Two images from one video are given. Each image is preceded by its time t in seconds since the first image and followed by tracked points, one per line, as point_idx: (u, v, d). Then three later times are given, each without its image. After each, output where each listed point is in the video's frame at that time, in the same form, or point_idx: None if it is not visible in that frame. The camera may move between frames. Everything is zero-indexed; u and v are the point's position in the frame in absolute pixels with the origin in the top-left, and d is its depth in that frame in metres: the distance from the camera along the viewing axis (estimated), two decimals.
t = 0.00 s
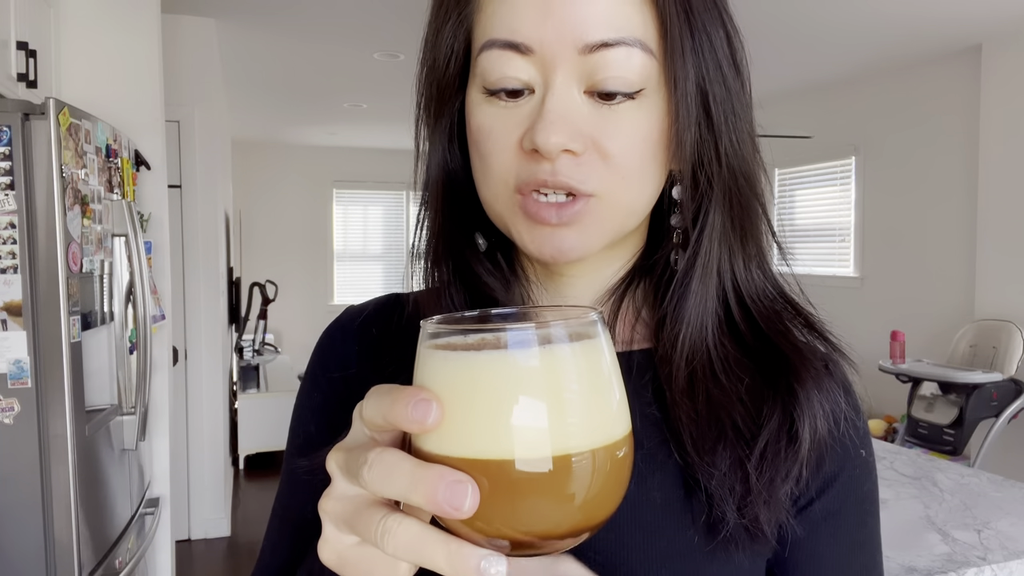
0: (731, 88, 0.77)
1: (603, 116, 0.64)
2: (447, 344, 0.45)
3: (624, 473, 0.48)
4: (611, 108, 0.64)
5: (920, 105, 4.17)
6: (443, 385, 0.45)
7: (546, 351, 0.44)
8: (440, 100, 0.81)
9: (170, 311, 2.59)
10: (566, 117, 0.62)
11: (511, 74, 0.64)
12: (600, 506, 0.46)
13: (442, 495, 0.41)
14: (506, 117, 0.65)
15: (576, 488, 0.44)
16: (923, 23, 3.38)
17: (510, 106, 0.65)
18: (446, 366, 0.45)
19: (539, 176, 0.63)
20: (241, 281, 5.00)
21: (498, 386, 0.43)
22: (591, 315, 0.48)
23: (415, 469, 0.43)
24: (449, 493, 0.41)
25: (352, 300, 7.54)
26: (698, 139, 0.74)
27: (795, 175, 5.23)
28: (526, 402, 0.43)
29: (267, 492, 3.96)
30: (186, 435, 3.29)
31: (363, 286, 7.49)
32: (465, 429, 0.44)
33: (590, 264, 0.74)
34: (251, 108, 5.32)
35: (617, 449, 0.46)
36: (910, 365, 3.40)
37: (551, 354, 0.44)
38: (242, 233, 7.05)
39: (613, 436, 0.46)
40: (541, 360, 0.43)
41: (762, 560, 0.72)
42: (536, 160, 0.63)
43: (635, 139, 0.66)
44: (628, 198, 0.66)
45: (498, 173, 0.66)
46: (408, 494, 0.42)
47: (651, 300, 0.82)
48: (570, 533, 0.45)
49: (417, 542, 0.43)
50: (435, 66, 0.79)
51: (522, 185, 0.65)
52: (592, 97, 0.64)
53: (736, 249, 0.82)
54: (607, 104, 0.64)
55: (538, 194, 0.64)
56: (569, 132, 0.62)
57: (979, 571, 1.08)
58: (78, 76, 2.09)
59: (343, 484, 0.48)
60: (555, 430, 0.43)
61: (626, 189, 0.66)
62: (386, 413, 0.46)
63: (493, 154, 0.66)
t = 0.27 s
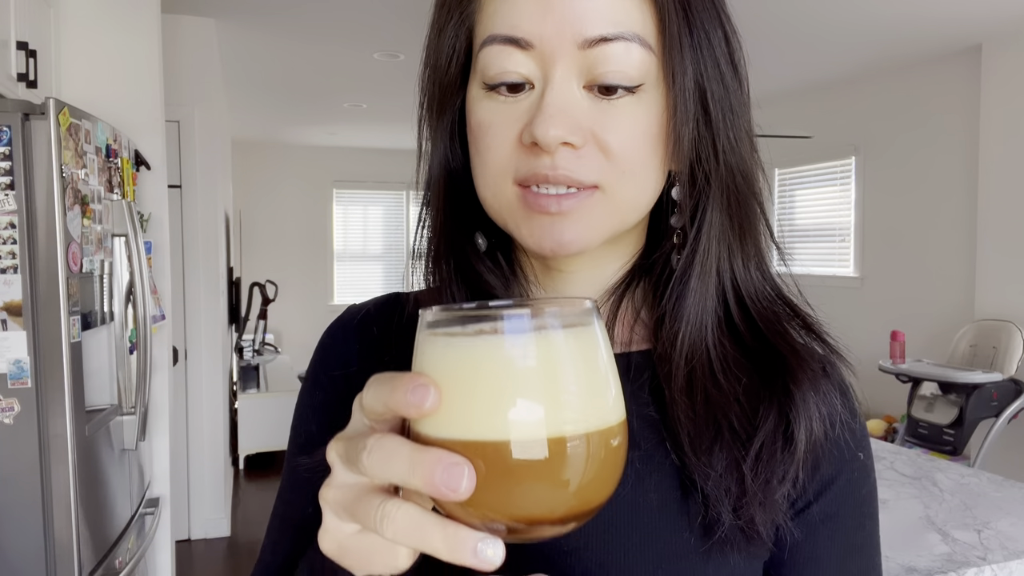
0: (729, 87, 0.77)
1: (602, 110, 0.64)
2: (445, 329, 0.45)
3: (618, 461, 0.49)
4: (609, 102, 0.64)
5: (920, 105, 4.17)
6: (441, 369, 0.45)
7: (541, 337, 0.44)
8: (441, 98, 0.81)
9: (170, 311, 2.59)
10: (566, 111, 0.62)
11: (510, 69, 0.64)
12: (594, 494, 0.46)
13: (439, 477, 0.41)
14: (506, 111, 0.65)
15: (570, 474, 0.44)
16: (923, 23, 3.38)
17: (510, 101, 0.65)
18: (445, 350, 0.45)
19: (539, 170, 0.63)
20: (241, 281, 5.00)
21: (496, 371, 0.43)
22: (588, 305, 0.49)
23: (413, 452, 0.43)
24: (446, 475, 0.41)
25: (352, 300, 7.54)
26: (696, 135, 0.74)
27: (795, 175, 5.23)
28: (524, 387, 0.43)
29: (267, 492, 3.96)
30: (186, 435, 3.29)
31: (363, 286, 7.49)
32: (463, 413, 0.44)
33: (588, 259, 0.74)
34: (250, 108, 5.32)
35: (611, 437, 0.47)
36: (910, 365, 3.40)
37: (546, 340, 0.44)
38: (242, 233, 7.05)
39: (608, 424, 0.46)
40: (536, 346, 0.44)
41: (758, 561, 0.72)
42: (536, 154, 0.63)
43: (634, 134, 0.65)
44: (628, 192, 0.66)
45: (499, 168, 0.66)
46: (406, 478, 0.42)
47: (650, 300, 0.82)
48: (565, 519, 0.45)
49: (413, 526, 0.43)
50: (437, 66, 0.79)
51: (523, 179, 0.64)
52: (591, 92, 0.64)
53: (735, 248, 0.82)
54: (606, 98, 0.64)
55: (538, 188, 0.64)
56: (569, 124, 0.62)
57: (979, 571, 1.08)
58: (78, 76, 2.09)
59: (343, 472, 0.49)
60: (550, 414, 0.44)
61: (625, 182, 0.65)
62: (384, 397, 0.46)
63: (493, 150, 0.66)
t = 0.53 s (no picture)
0: (725, 81, 0.78)
1: (597, 99, 0.63)
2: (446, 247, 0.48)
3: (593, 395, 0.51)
4: (604, 88, 0.64)
5: (920, 105, 4.16)
6: (437, 283, 0.47)
7: (532, 260, 0.46)
8: (435, 93, 0.81)
9: (170, 311, 2.59)
10: (560, 99, 0.61)
11: (504, 56, 0.64)
12: (569, 419, 0.48)
13: (423, 371, 0.44)
14: (499, 102, 0.65)
15: (547, 395, 0.46)
16: (923, 23, 3.38)
17: (503, 91, 0.65)
18: (443, 266, 0.47)
19: (533, 163, 0.61)
20: (241, 281, 5.00)
21: (487, 288, 0.46)
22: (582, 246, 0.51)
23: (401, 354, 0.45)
24: (430, 370, 0.43)
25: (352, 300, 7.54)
26: (693, 126, 0.74)
27: (795, 175, 5.23)
28: (512, 305, 0.46)
29: (267, 492, 3.96)
30: (186, 436, 3.29)
31: (363, 286, 7.49)
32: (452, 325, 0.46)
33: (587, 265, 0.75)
34: (250, 108, 5.31)
35: (587, 369, 0.49)
36: (910, 365, 3.40)
37: (536, 263, 0.46)
38: (242, 233, 7.05)
39: (587, 355, 0.48)
40: (527, 267, 0.46)
41: (758, 566, 0.73)
42: (530, 147, 0.62)
43: (630, 124, 0.65)
44: (624, 186, 0.65)
45: (493, 164, 0.65)
46: (393, 373, 0.44)
47: (650, 303, 0.82)
48: (538, 437, 0.47)
49: (393, 426, 0.44)
50: (430, 63, 0.80)
51: (517, 174, 0.63)
52: (586, 78, 0.63)
53: (735, 247, 0.82)
54: (600, 84, 0.64)
55: (532, 182, 0.62)
56: (562, 114, 0.61)
57: (979, 570, 1.08)
58: (78, 76, 2.09)
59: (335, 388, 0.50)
60: (532, 332, 0.46)
61: (620, 175, 0.64)
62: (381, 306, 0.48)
63: (487, 144, 0.65)
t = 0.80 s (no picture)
0: (725, 84, 0.77)
1: (591, 104, 0.63)
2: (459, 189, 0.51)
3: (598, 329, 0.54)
4: (599, 92, 0.63)
5: (921, 105, 4.16)
6: (453, 219, 0.50)
7: (544, 201, 0.50)
8: (430, 96, 0.81)
9: (170, 311, 2.59)
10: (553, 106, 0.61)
11: (498, 60, 0.64)
12: (575, 352, 0.51)
13: (447, 291, 0.46)
14: (494, 108, 0.65)
15: (556, 328, 0.49)
16: (923, 23, 3.38)
17: (498, 96, 0.65)
18: (457, 206, 0.51)
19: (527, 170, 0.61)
20: (241, 281, 5.00)
21: (501, 222, 0.49)
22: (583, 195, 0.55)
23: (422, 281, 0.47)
24: (453, 290, 0.46)
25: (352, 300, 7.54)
26: (691, 131, 0.73)
27: (795, 175, 5.23)
28: (525, 238, 0.49)
29: (267, 492, 3.96)
30: (186, 436, 3.29)
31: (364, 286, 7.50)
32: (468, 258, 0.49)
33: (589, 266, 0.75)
34: (251, 109, 5.32)
35: (591, 312, 0.52)
36: (910, 365, 3.40)
37: (547, 204, 0.50)
38: (242, 233, 7.05)
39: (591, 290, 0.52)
40: (540, 206, 0.50)
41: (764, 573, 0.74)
42: (524, 154, 0.62)
43: (625, 131, 0.64)
44: (617, 192, 0.65)
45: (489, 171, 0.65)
46: (415, 299, 0.46)
47: (650, 309, 0.82)
48: (545, 366, 0.50)
49: (414, 351, 0.47)
50: (424, 66, 0.80)
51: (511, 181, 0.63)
52: (580, 82, 0.63)
53: (737, 253, 0.81)
54: (596, 88, 0.63)
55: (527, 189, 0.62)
56: (556, 121, 0.61)
57: (978, 570, 1.08)
58: (78, 76, 2.09)
59: (352, 329, 0.52)
60: (543, 266, 0.49)
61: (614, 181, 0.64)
62: (400, 241, 0.50)
63: (484, 150, 0.65)
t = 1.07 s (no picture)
0: (730, 83, 0.77)
1: (596, 107, 0.63)
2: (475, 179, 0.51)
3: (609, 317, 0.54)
4: (604, 96, 0.63)
5: (920, 105, 4.17)
6: (470, 208, 0.50)
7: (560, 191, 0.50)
8: (431, 98, 0.81)
9: (170, 311, 2.59)
10: (558, 112, 0.61)
11: (499, 62, 0.64)
12: (586, 341, 0.52)
13: (465, 276, 0.46)
14: (496, 111, 0.65)
15: (568, 317, 0.50)
16: (923, 22, 3.38)
17: (500, 98, 0.65)
18: (474, 195, 0.51)
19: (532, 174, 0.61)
20: (241, 281, 5.00)
21: (517, 212, 0.49)
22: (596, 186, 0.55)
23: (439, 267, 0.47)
24: (471, 273, 0.46)
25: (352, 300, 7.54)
26: (697, 133, 0.73)
27: (795, 175, 5.23)
28: (540, 228, 0.49)
29: (267, 492, 3.96)
30: (186, 436, 3.29)
31: (363, 285, 7.49)
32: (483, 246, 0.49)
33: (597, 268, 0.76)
34: (250, 108, 5.31)
35: (602, 303, 0.52)
36: (910, 365, 3.41)
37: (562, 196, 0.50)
38: (242, 233, 7.05)
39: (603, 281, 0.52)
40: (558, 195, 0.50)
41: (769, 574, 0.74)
42: (529, 159, 0.62)
43: (630, 132, 0.64)
44: (621, 197, 0.65)
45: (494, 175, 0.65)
46: (432, 284, 0.47)
47: (654, 309, 0.82)
48: (556, 353, 0.51)
49: (430, 334, 0.47)
50: (424, 66, 0.80)
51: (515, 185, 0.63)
52: (585, 85, 0.63)
53: (742, 254, 0.81)
54: (600, 91, 0.63)
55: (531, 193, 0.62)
56: (561, 126, 0.61)
57: (979, 570, 1.08)
58: (78, 76, 2.09)
59: (366, 316, 0.53)
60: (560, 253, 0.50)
61: (617, 184, 0.64)
62: (416, 228, 0.51)
63: (488, 154, 0.66)
